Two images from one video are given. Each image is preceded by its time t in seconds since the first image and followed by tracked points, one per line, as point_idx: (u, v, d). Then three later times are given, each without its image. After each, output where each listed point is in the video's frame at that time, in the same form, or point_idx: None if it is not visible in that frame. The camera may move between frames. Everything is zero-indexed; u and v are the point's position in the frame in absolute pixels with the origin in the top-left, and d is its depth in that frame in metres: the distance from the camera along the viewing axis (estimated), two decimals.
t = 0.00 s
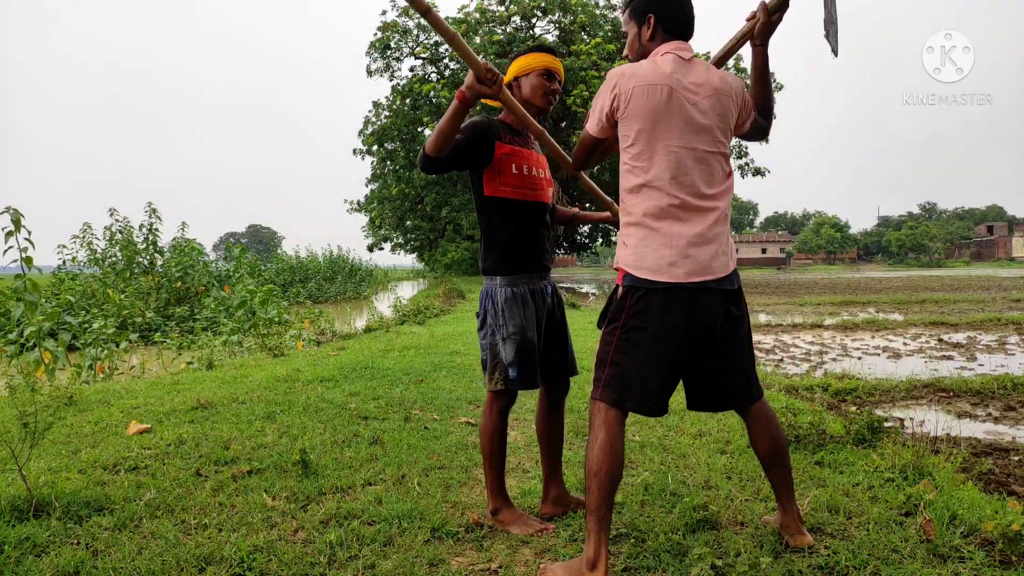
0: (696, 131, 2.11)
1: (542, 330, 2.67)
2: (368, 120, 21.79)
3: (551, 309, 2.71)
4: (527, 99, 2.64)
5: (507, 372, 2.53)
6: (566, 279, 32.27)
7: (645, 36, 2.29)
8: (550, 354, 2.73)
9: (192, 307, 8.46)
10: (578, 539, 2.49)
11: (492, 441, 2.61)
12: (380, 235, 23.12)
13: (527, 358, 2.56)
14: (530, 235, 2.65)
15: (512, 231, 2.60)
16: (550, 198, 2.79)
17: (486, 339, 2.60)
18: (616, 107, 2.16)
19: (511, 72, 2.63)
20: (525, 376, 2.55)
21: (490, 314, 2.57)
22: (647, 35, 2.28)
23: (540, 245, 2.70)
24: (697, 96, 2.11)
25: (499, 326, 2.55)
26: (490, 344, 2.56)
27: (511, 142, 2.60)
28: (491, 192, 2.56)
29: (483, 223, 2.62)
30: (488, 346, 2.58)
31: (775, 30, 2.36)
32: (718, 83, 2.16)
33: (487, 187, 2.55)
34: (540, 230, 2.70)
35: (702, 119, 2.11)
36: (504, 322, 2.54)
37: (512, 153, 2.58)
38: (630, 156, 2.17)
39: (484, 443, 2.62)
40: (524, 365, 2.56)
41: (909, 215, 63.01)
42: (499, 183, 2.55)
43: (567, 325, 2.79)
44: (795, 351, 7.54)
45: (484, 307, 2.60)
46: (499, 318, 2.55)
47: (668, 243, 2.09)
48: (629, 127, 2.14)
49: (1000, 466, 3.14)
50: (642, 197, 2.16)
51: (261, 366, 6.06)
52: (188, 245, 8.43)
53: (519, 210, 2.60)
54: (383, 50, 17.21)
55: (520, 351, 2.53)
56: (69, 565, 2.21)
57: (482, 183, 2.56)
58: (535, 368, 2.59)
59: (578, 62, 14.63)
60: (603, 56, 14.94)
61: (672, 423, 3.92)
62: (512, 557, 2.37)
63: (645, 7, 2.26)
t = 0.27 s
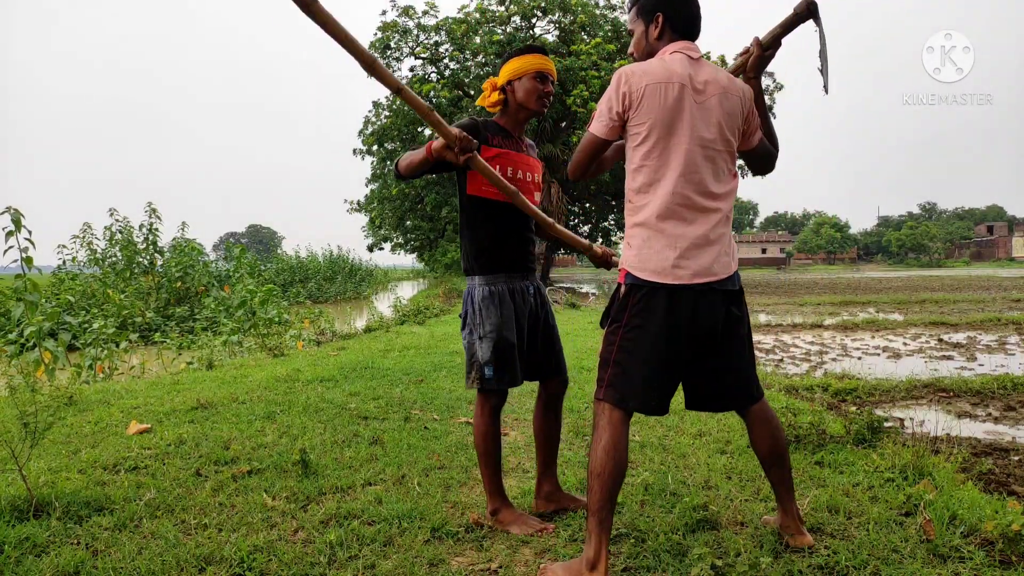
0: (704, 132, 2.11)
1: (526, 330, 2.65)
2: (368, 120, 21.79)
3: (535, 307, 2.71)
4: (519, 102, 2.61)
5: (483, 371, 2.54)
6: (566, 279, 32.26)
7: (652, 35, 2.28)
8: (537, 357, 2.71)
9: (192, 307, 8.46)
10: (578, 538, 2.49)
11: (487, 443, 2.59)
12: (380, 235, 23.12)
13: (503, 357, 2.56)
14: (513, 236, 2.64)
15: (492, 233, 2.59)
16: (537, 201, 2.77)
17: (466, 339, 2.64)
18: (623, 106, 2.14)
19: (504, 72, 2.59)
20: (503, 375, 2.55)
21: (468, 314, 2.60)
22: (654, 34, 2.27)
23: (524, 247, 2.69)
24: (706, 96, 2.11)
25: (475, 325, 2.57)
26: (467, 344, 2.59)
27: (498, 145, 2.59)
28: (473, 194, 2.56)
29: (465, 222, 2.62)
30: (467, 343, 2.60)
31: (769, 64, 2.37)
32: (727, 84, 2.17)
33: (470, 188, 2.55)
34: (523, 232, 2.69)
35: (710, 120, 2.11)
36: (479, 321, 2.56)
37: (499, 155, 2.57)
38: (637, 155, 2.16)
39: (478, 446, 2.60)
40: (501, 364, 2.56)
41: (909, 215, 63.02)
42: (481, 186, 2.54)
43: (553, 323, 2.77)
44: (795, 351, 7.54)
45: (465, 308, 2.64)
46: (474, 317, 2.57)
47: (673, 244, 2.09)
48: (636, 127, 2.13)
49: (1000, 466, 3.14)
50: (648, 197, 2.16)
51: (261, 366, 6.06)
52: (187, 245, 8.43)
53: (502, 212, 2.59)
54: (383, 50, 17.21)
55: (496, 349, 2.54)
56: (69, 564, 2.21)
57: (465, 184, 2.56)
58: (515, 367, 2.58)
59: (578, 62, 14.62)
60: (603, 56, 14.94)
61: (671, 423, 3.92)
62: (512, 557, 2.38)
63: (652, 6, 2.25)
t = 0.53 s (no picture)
0: (705, 132, 2.11)
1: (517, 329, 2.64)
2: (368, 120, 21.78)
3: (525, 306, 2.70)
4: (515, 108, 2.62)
5: (475, 369, 2.53)
6: (566, 279, 32.25)
7: (654, 34, 2.28)
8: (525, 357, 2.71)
9: (192, 307, 8.46)
10: (578, 539, 2.49)
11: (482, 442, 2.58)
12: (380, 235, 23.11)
13: (495, 355, 2.54)
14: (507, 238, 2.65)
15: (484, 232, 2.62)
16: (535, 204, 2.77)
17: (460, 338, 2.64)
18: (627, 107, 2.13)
19: (499, 81, 2.60)
20: (494, 373, 2.53)
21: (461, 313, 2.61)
22: (655, 33, 2.27)
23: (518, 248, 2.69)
24: (707, 96, 2.11)
25: (466, 323, 2.57)
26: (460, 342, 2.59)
27: (496, 146, 2.58)
28: (469, 191, 2.59)
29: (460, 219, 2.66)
30: (459, 342, 2.60)
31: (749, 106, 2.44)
32: (728, 83, 2.17)
33: (466, 186, 2.59)
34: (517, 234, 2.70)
35: (712, 121, 2.12)
36: (470, 319, 2.56)
37: (496, 157, 2.57)
38: (639, 156, 2.16)
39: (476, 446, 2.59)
40: (492, 362, 2.54)
41: (909, 215, 63.01)
42: (476, 185, 2.57)
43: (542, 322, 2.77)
44: (795, 351, 7.54)
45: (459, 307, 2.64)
46: (465, 316, 2.58)
47: (676, 245, 2.09)
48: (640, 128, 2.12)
49: (1000, 466, 3.14)
50: (650, 198, 2.16)
51: (261, 366, 6.06)
52: (188, 245, 8.44)
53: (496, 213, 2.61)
54: (383, 50, 17.21)
55: (486, 347, 2.53)
56: (69, 564, 2.21)
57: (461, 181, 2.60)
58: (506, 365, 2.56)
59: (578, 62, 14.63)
60: (603, 56, 14.94)
61: (672, 423, 3.91)
62: (512, 557, 2.37)
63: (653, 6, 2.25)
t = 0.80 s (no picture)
0: (704, 134, 2.11)
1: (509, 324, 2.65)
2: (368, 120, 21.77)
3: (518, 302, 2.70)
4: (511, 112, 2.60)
5: (470, 367, 2.54)
6: (566, 279, 32.24)
7: (651, 36, 2.28)
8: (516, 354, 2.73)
9: (192, 307, 8.45)
10: (578, 538, 2.49)
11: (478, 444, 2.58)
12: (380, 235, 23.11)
13: (490, 352, 2.54)
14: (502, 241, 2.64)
15: (477, 235, 2.62)
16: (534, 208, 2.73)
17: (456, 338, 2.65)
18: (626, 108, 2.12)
19: (490, 90, 2.57)
20: (489, 368, 2.54)
21: (455, 313, 2.63)
22: (653, 35, 2.28)
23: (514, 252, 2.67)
24: (706, 98, 2.11)
25: (460, 322, 2.59)
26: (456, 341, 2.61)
27: (491, 151, 2.56)
28: (463, 195, 2.60)
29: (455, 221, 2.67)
30: (455, 341, 2.62)
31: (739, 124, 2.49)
32: (727, 85, 2.16)
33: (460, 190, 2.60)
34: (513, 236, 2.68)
35: (710, 122, 2.11)
36: (464, 317, 2.58)
37: (490, 161, 2.54)
38: (638, 158, 2.15)
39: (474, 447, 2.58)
40: (487, 358, 2.54)
41: (909, 215, 62.99)
42: (469, 190, 2.57)
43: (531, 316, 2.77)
44: (795, 351, 7.54)
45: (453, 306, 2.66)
46: (459, 314, 2.60)
47: (673, 247, 2.09)
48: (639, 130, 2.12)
49: (1000, 466, 3.14)
50: (649, 199, 2.16)
51: (261, 366, 6.05)
52: (188, 245, 8.43)
53: (490, 217, 2.60)
54: (383, 50, 17.21)
55: (480, 344, 2.53)
56: (69, 565, 2.21)
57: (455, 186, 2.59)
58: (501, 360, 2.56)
59: (578, 62, 14.63)
60: (603, 55, 14.94)
61: (672, 423, 3.91)
62: (512, 557, 2.37)
63: (651, 7, 2.25)
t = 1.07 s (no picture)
0: (703, 135, 2.11)
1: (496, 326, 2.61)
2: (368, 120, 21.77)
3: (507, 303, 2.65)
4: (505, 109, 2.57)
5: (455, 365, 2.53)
6: (566, 279, 32.24)
7: (650, 39, 2.28)
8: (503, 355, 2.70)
9: (192, 307, 8.46)
10: (578, 539, 2.49)
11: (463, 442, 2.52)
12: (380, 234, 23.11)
13: (475, 351, 2.51)
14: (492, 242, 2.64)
15: (467, 236, 2.62)
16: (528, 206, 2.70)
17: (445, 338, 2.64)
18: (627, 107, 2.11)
19: (484, 85, 2.54)
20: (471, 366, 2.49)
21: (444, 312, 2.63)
22: (652, 38, 2.27)
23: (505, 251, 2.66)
24: (706, 98, 2.11)
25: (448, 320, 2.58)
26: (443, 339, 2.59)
27: (479, 151, 2.54)
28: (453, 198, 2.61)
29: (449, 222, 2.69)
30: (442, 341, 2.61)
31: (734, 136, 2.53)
32: (727, 86, 2.16)
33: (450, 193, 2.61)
34: (504, 236, 2.65)
35: (710, 123, 2.11)
36: (451, 316, 2.57)
37: (477, 163, 2.53)
38: (638, 157, 2.14)
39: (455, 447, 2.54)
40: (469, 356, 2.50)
41: (909, 215, 62.98)
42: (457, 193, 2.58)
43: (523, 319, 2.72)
44: (795, 351, 7.54)
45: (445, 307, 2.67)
46: (448, 313, 2.59)
47: (670, 248, 2.10)
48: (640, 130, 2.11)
49: (1000, 466, 3.14)
50: (649, 199, 2.15)
51: (261, 366, 6.06)
52: (188, 245, 8.44)
53: (480, 218, 2.60)
54: (383, 50, 17.21)
55: (463, 341, 2.50)
56: (69, 565, 2.21)
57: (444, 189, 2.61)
58: (484, 359, 2.52)
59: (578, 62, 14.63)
60: (603, 56, 14.94)
61: (671, 424, 3.91)
62: (512, 557, 2.37)
63: (651, 10, 2.25)
